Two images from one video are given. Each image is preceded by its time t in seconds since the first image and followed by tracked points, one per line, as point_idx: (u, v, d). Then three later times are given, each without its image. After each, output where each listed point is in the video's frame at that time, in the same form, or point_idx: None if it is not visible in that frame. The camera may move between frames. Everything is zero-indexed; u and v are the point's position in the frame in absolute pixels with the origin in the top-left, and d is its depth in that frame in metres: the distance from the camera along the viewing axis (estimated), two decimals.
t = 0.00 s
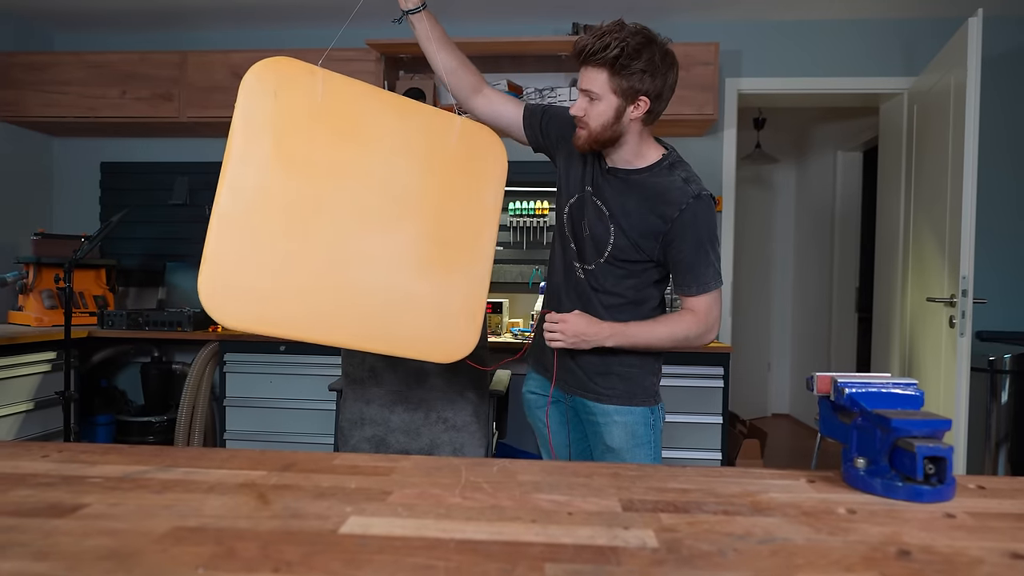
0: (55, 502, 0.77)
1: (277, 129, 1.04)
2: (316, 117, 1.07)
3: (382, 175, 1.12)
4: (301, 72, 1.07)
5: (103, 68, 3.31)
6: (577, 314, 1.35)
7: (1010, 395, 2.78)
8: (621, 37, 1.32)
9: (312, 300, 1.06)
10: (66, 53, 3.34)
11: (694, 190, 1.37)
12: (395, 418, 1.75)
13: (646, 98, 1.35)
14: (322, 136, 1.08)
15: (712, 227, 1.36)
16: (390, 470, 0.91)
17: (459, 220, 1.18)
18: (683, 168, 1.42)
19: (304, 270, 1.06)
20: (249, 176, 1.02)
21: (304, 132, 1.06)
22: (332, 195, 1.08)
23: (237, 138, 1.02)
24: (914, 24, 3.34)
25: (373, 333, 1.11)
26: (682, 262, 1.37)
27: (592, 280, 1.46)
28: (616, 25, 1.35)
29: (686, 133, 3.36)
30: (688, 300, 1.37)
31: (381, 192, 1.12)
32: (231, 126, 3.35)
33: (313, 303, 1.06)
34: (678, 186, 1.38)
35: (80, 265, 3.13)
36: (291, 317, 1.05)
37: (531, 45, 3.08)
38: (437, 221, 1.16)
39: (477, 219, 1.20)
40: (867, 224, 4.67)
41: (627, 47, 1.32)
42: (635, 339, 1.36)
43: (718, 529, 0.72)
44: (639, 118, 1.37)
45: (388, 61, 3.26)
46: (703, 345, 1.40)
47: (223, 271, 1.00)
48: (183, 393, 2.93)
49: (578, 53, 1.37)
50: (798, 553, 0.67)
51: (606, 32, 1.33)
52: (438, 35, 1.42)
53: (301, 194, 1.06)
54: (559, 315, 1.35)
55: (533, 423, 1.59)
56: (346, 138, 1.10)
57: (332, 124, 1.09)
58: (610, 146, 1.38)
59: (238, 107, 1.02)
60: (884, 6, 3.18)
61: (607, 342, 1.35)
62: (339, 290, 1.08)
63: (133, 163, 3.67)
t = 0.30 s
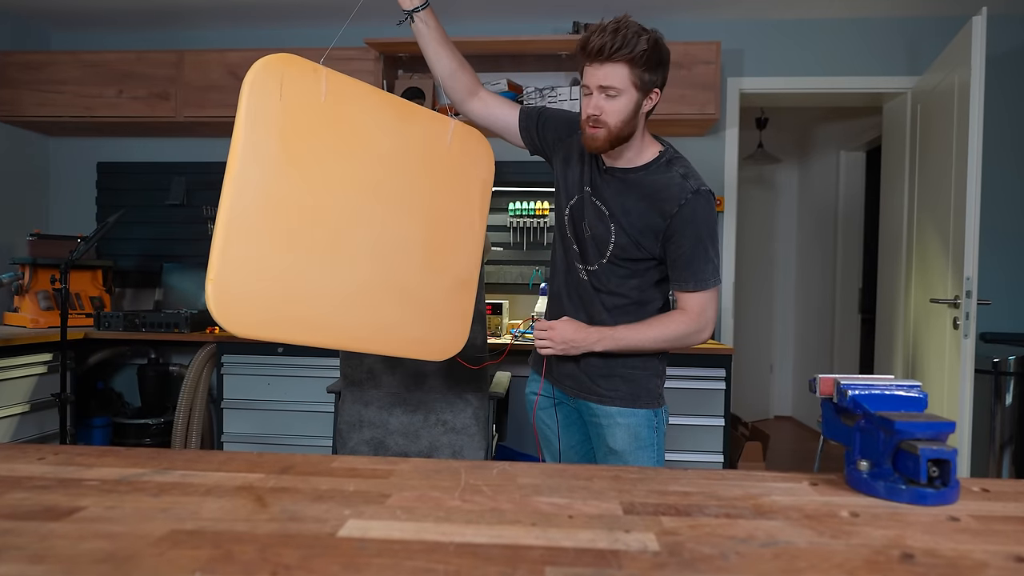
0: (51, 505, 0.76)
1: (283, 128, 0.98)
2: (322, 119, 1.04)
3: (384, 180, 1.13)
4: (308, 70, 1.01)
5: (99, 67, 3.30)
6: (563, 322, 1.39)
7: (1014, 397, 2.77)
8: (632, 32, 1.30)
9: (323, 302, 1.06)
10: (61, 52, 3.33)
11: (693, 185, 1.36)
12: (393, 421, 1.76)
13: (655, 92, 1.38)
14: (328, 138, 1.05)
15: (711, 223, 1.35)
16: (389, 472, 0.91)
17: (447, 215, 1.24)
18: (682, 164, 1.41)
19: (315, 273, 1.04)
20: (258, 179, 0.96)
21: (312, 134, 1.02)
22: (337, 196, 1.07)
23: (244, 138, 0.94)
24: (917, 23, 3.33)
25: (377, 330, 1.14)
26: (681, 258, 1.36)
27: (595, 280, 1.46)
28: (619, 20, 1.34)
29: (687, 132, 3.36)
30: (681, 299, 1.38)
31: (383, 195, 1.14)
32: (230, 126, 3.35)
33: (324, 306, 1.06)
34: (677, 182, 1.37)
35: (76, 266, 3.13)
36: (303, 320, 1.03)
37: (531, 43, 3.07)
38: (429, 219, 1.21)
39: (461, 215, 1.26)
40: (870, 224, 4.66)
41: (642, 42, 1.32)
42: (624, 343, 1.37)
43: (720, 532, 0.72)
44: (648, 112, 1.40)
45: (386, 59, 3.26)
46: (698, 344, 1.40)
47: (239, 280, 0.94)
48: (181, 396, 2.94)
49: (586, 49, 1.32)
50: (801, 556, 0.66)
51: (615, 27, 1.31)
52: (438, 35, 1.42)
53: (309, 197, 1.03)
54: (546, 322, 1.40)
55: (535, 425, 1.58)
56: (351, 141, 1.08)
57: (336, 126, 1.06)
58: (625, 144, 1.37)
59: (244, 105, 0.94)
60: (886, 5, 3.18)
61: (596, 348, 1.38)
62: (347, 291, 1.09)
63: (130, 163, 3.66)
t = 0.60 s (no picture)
0: (45, 509, 0.76)
1: (296, 144, 0.98)
2: (335, 132, 1.03)
3: (400, 189, 1.13)
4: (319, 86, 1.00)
5: (94, 66, 3.30)
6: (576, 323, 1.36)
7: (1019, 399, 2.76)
8: (614, 25, 1.29)
9: (342, 316, 1.06)
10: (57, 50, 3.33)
11: (684, 166, 1.36)
12: (394, 423, 1.75)
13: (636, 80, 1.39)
14: (342, 151, 1.04)
15: (707, 201, 1.35)
16: (388, 476, 0.90)
17: (464, 221, 1.22)
18: (669, 149, 1.41)
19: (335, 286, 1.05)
20: (273, 196, 0.96)
21: (326, 148, 1.02)
22: (353, 209, 1.07)
23: (260, 158, 0.94)
24: (921, 22, 3.33)
25: (400, 338, 1.14)
26: (683, 240, 1.35)
27: (601, 278, 1.45)
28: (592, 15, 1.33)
29: (690, 132, 3.36)
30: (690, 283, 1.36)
31: (398, 204, 1.13)
32: (228, 125, 3.34)
33: (343, 319, 1.06)
34: (668, 166, 1.37)
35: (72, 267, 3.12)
36: (323, 334, 1.04)
37: (531, 42, 3.07)
38: (446, 226, 1.19)
39: (476, 220, 1.25)
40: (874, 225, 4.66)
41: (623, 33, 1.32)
42: (641, 335, 1.34)
43: (721, 535, 0.71)
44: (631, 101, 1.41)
45: (385, 58, 3.25)
46: (712, 327, 1.36)
47: (258, 299, 0.95)
48: (177, 398, 2.92)
49: (571, 47, 1.30)
50: (804, 560, 0.65)
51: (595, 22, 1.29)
52: (431, 42, 1.42)
53: (325, 210, 1.03)
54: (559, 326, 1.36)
55: (545, 430, 1.57)
56: (365, 152, 1.08)
57: (349, 138, 1.05)
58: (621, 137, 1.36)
59: (257, 123, 0.94)
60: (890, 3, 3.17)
61: (614, 344, 1.34)
62: (367, 304, 1.09)
63: (126, 163, 3.65)
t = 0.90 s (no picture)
0: (41, 512, 0.75)
1: (305, 152, 0.98)
2: (344, 139, 1.03)
3: (413, 194, 1.11)
4: (324, 95, 1.00)
5: (91, 65, 3.29)
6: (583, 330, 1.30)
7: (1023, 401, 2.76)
8: (606, 28, 1.29)
9: (357, 323, 1.05)
10: (53, 50, 3.33)
11: (678, 170, 1.36)
12: (394, 425, 1.74)
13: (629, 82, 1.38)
14: (351, 157, 1.04)
15: (702, 205, 1.34)
16: (387, 478, 0.90)
17: (483, 222, 1.20)
18: (663, 152, 1.40)
19: (348, 295, 1.04)
20: (283, 207, 0.96)
21: (333, 156, 1.01)
22: (366, 215, 1.06)
23: (267, 172, 0.95)
24: (923, 20, 3.33)
25: (418, 346, 1.12)
26: (680, 246, 1.34)
27: (594, 282, 1.45)
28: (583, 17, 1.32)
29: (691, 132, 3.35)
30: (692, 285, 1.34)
31: (410, 209, 1.11)
32: (227, 125, 3.34)
33: (358, 325, 1.06)
34: (662, 170, 1.37)
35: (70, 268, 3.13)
36: (338, 340, 1.03)
37: (530, 41, 3.07)
38: (463, 228, 1.17)
39: (495, 220, 1.22)
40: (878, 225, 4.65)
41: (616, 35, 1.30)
42: (648, 340, 1.31)
43: (723, 539, 0.70)
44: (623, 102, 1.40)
45: (384, 57, 3.25)
46: (716, 329, 1.35)
47: (270, 309, 0.96)
48: (175, 399, 2.85)
49: (561, 51, 1.29)
50: (806, 564, 0.65)
51: (588, 24, 1.28)
52: (428, 47, 1.42)
53: (335, 217, 1.02)
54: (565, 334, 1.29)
55: (538, 434, 1.57)
56: (375, 157, 1.07)
57: (357, 145, 1.05)
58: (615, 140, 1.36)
59: (262, 137, 0.94)
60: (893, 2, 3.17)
61: (621, 348, 1.31)
62: (382, 311, 1.08)
63: (123, 163, 3.65)
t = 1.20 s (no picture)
0: (38, 515, 0.75)
1: (285, 154, 1.02)
2: (325, 140, 1.05)
3: (400, 192, 1.11)
4: (303, 97, 1.04)
5: (88, 65, 3.29)
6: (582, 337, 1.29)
7: None
8: (575, 32, 1.29)
9: (340, 322, 1.06)
10: (49, 49, 3.33)
11: (678, 174, 1.35)
12: (393, 427, 1.73)
13: (615, 86, 1.34)
14: (333, 157, 1.06)
15: (701, 210, 1.34)
16: (386, 481, 0.89)
17: (476, 220, 1.16)
18: (663, 155, 1.40)
19: (330, 293, 1.05)
20: (262, 207, 1.01)
21: (313, 156, 1.04)
22: (350, 214, 1.07)
23: (245, 174, 0.99)
24: (925, 20, 3.32)
25: (407, 346, 1.10)
26: (678, 251, 1.33)
27: (584, 285, 1.45)
28: (567, 19, 1.33)
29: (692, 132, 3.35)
30: (689, 289, 1.34)
31: (398, 207, 1.10)
32: (226, 125, 3.33)
33: (342, 324, 1.06)
34: (661, 174, 1.36)
35: (68, 270, 3.14)
36: (321, 338, 1.05)
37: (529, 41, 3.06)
38: (455, 225, 1.14)
39: (491, 218, 1.17)
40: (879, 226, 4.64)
41: (584, 38, 1.29)
42: (648, 345, 1.32)
43: (724, 542, 0.70)
44: (612, 107, 1.36)
45: (383, 57, 3.25)
46: (714, 332, 1.35)
47: (250, 305, 1.00)
48: (172, 403, 2.86)
49: (532, 56, 1.35)
50: (808, 567, 0.64)
51: (557, 29, 1.31)
52: (419, 44, 1.41)
53: (315, 216, 1.04)
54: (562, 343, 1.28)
55: (530, 435, 1.57)
56: (360, 156, 1.08)
57: (340, 145, 1.06)
58: (587, 144, 1.37)
59: (242, 140, 0.99)
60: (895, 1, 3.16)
61: (621, 356, 1.30)
62: (367, 310, 1.08)
63: (120, 163, 3.65)
